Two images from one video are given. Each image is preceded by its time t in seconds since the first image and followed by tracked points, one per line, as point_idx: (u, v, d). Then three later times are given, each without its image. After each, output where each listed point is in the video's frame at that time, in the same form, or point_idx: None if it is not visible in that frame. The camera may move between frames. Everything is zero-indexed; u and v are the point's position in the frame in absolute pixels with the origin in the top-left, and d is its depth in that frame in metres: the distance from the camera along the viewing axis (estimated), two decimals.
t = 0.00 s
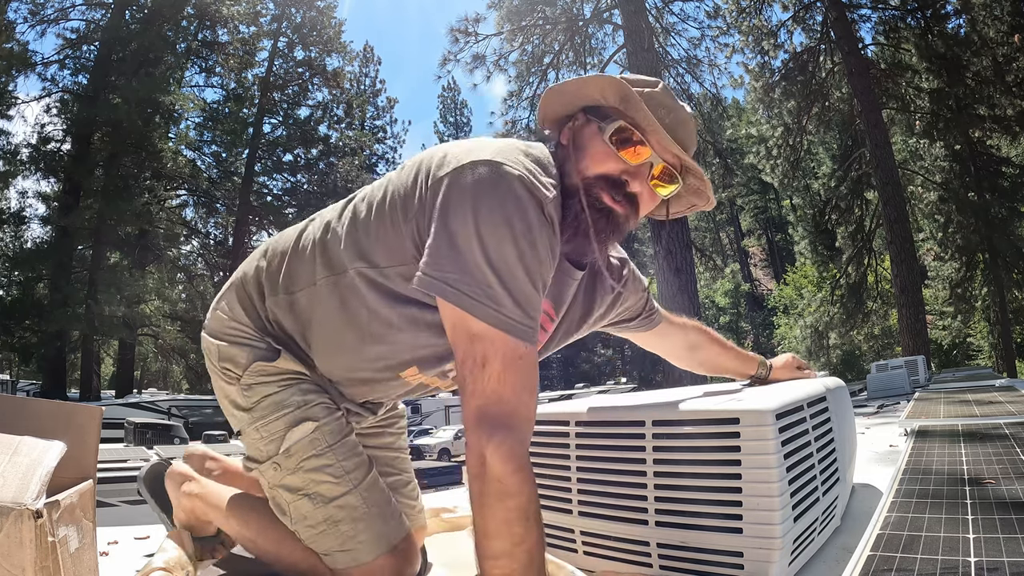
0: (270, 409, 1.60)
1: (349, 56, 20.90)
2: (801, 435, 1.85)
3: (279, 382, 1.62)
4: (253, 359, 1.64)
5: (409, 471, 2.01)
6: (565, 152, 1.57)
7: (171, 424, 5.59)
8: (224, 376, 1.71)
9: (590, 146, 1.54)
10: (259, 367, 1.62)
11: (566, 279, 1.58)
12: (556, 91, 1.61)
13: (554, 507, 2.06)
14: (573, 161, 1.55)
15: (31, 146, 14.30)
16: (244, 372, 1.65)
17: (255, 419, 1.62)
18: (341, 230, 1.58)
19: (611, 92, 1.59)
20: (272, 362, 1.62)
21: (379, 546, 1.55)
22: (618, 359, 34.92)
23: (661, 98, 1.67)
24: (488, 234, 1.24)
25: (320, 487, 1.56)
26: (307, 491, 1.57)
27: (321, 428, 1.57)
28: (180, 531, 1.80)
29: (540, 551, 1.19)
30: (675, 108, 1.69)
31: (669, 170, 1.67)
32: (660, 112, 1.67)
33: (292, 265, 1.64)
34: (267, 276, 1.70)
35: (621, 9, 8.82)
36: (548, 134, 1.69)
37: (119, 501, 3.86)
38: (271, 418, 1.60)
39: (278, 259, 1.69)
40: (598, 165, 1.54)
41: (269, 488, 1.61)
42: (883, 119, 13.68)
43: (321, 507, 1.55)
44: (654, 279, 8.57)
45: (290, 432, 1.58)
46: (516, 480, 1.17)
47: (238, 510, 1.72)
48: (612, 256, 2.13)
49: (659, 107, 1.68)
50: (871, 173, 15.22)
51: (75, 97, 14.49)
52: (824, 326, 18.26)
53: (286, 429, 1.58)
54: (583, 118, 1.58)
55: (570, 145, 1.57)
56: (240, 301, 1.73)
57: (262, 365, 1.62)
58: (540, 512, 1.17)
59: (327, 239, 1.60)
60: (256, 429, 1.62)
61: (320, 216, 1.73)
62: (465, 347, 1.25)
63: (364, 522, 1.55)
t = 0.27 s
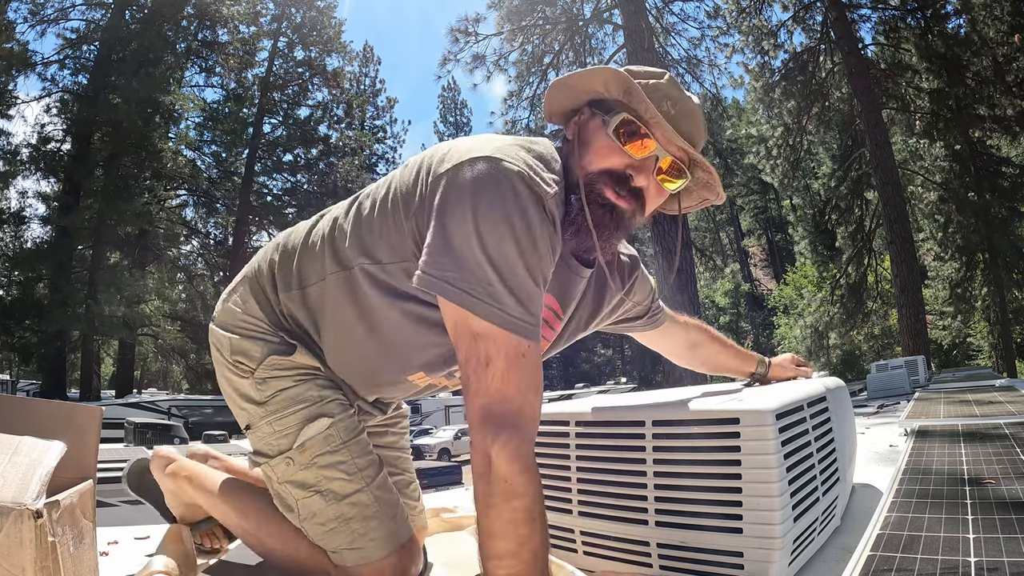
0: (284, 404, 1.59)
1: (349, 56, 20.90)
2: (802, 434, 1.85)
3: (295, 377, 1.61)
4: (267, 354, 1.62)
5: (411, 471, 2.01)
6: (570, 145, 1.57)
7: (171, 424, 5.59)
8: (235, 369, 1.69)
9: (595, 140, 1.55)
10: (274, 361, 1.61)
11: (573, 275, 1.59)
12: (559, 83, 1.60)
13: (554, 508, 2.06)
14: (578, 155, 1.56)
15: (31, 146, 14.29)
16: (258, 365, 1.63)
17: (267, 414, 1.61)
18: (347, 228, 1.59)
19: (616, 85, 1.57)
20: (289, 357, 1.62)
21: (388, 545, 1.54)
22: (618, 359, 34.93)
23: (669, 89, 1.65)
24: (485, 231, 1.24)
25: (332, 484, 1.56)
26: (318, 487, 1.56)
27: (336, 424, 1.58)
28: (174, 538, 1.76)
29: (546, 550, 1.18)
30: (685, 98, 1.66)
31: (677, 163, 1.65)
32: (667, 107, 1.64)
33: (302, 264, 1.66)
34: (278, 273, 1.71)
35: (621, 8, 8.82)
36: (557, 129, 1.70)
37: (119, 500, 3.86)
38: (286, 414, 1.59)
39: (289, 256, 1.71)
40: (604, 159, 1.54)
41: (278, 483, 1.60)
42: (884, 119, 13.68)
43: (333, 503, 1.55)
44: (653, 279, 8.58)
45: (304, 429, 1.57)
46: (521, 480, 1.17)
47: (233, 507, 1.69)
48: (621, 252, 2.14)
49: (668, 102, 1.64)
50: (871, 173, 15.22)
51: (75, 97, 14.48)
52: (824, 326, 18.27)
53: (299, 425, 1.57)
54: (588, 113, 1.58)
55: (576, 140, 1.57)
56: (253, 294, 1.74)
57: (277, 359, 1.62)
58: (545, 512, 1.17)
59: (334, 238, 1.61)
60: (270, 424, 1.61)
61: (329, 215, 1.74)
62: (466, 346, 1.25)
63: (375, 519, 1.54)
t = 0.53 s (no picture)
0: (282, 401, 1.59)
1: (349, 56, 20.90)
2: (802, 434, 1.85)
3: (293, 374, 1.61)
4: (265, 355, 1.62)
5: (411, 471, 2.01)
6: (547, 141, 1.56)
7: (171, 424, 5.59)
8: (234, 370, 1.69)
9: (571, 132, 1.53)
10: (272, 362, 1.61)
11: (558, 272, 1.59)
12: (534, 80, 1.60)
13: (554, 508, 2.06)
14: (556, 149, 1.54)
15: (31, 146, 14.29)
16: (256, 366, 1.62)
17: (266, 412, 1.60)
18: (335, 238, 1.59)
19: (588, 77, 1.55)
20: (287, 356, 1.61)
21: (386, 540, 1.53)
22: (618, 359, 34.93)
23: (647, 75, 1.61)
24: (465, 233, 1.24)
25: (331, 479, 1.55)
26: (317, 483, 1.55)
27: (334, 420, 1.56)
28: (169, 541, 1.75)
29: (544, 548, 1.18)
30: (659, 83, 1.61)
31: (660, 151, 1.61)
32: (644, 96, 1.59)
33: (293, 273, 1.65)
34: (270, 281, 1.70)
35: (621, 8, 8.81)
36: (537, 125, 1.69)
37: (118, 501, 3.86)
38: (284, 409, 1.58)
39: (279, 266, 1.70)
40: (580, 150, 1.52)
41: (278, 481, 1.60)
42: (883, 119, 13.68)
43: (332, 498, 1.54)
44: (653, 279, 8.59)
45: (303, 425, 1.56)
46: (516, 480, 1.17)
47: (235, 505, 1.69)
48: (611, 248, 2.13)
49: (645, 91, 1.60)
50: (871, 173, 15.22)
51: (75, 97, 14.49)
52: (824, 326, 18.27)
53: (298, 421, 1.57)
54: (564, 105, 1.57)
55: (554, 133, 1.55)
56: (250, 299, 1.72)
57: (276, 359, 1.61)
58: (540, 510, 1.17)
59: (323, 245, 1.61)
60: (269, 421, 1.60)
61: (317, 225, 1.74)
62: (455, 349, 1.26)
63: (373, 514, 1.53)
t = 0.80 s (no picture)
0: (269, 404, 1.61)
1: (349, 56, 20.89)
2: (802, 435, 1.85)
3: (283, 379, 1.62)
4: (255, 362, 1.63)
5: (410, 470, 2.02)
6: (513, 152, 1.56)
7: (171, 424, 5.59)
8: (225, 379, 1.70)
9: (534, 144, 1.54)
10: (261, 369, 1.62)
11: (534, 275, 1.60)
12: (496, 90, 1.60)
13: (554, 508, 2.06)
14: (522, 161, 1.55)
15: (31, 146, 14.30)
16: (246, 373, 1.64)
17: (255, 414, 1.63)
18: (317, 256, 1.58)
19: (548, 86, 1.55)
20: (277, 363, 1.62)
21: (376, 534, 1.52)
22: (618, 359, 34.92)
23: (607, 76, 1.58)
24: (437, 247, 1.24)
25: (317, 476, 1.55)
26: (304, 480, 1.56)
27: (319, 420, 1.57)
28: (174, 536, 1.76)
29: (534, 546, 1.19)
30: (618, 83, 1.59)
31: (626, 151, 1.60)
32: (604, 98, 1.57)
33: (281, 290, 1.63)
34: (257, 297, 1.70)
35: (621, 8, 8.80)
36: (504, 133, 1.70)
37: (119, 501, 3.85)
38: (272, 411, 1.60)
39: (266, 283, 1.69)
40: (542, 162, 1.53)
41: (269, 480, 1.61)
42: (883, 119, 13.68)
43: (318, 495, 1.54)
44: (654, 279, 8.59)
45: (288, 424, 1.58)
46: (501, 481, 1.18)
47: (238, 502, 1.70)
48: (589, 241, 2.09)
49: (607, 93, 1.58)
50: (871, 173, 15.22)
51: (75, 97, 14.50)
52: (824, 326, 18.27)
53: (284, 421, 1.58)
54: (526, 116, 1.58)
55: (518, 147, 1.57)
56: (243, 313, 1.71)
57: (265, 366, 1.63)
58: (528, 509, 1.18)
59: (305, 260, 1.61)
60: (258, 423, 1.62)
61: (300, 243, 1.74)
62: (432, 357, 1.25)
63: (361, 509, 1.53)
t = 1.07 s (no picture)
0: (260, 406, 1.65)
1: (349, 56, 20.88)
2: (802, 435, 1.85)
3: (271, 384, 1.67)
4: (244, 370, 1.68)
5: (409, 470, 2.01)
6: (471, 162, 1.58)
7: (171, 424, 5.59)
8: (217, 392, 1.75)
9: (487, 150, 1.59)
10: (251, 377, 1.67)
11: (496, 274, 1.65)
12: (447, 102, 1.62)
13: (554, 507, 2.06)
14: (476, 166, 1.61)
15: (31, 146, 14.30)
16: (236, 382, 1.68)
17: (247, 418, 1.67)
18: (286, 274, 1.60)
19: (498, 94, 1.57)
20: (265, 369, 1.67)
21: (368, 523, 1.51)
22: (618, 359, 34.90)
23: (554, 78, 1.58)
24: (399, 263, 1.26)
25: (308, 470, 1.57)
26: (296, 476, 1.58)
27: (307, 419, 1.61)
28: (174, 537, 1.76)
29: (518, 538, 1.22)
30: (565, 84, 1.57)
31: (580, 148, 1.60)
32: (550, 101, 1.57)
33: (257, 308, 1.66)
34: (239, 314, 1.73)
35: (621, 8, 8.79)
36: (461, 138, 1.74)
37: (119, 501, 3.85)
38: (261, 412, 1.64)
39: (247, 302, 1.71)
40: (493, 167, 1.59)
41: (265, 480, 1.63)
42: (883, 119, 13.68)
43: (311, 489, 1.56)
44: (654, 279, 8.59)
45: (278, 424, 1.61)
46: (479, 481, 1.21)
47: (237, 502, 1.70)
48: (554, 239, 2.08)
49: (555, 95, 1.58)
50: (871, 173, 15.22)
51: (75, 97, 14.52)
52: (824, 326, 18.26)
53: (274, 421, 1.62)
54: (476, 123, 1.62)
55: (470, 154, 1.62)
56: (230, 331, 1.75)
57: (254, 374, 1.67)
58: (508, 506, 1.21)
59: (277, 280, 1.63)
60: (251, 426, 1.66)
61: (273, 262, 1.75)
62: (403, 369, 1.28)
63: (351, 501, 1.53)
